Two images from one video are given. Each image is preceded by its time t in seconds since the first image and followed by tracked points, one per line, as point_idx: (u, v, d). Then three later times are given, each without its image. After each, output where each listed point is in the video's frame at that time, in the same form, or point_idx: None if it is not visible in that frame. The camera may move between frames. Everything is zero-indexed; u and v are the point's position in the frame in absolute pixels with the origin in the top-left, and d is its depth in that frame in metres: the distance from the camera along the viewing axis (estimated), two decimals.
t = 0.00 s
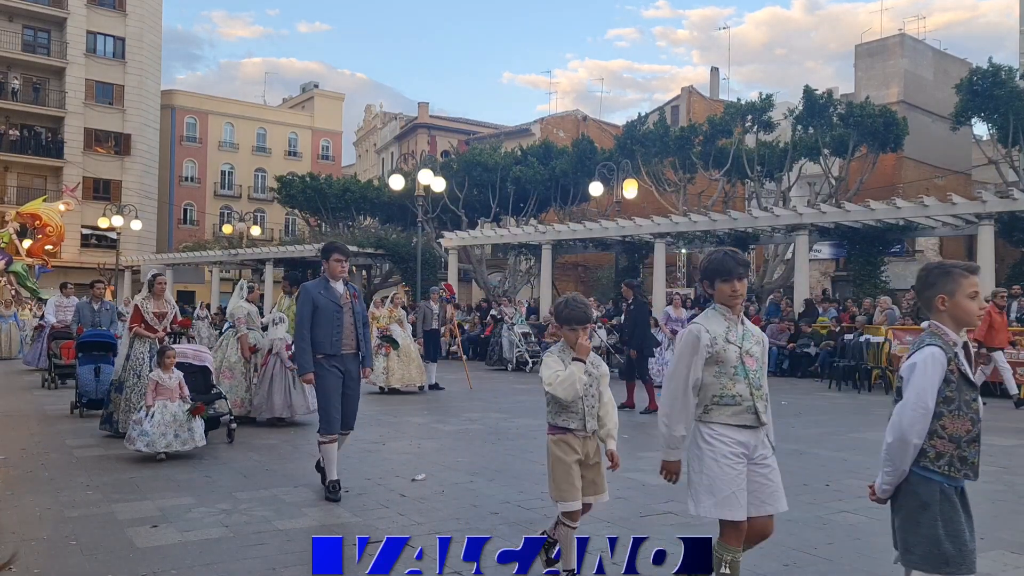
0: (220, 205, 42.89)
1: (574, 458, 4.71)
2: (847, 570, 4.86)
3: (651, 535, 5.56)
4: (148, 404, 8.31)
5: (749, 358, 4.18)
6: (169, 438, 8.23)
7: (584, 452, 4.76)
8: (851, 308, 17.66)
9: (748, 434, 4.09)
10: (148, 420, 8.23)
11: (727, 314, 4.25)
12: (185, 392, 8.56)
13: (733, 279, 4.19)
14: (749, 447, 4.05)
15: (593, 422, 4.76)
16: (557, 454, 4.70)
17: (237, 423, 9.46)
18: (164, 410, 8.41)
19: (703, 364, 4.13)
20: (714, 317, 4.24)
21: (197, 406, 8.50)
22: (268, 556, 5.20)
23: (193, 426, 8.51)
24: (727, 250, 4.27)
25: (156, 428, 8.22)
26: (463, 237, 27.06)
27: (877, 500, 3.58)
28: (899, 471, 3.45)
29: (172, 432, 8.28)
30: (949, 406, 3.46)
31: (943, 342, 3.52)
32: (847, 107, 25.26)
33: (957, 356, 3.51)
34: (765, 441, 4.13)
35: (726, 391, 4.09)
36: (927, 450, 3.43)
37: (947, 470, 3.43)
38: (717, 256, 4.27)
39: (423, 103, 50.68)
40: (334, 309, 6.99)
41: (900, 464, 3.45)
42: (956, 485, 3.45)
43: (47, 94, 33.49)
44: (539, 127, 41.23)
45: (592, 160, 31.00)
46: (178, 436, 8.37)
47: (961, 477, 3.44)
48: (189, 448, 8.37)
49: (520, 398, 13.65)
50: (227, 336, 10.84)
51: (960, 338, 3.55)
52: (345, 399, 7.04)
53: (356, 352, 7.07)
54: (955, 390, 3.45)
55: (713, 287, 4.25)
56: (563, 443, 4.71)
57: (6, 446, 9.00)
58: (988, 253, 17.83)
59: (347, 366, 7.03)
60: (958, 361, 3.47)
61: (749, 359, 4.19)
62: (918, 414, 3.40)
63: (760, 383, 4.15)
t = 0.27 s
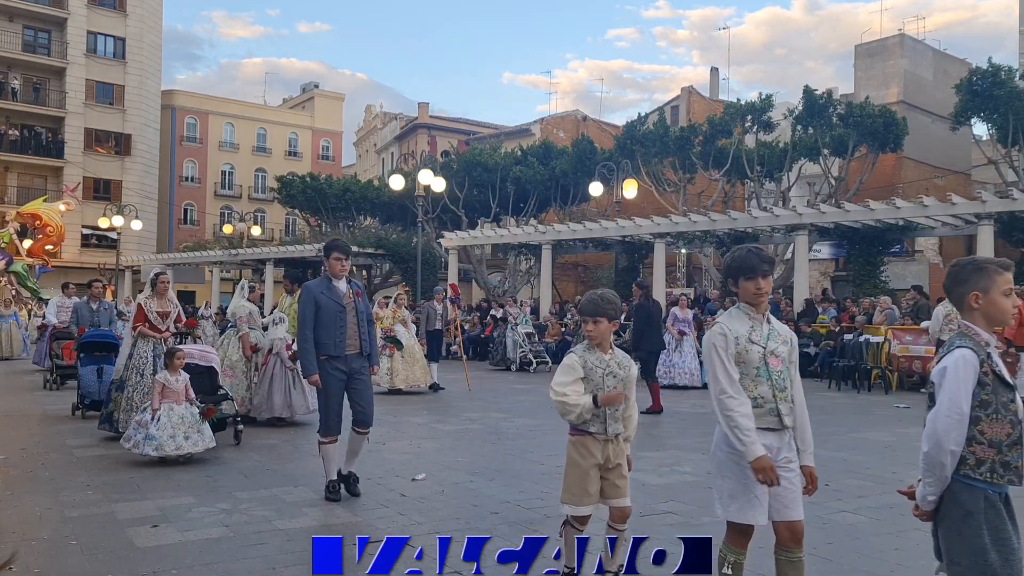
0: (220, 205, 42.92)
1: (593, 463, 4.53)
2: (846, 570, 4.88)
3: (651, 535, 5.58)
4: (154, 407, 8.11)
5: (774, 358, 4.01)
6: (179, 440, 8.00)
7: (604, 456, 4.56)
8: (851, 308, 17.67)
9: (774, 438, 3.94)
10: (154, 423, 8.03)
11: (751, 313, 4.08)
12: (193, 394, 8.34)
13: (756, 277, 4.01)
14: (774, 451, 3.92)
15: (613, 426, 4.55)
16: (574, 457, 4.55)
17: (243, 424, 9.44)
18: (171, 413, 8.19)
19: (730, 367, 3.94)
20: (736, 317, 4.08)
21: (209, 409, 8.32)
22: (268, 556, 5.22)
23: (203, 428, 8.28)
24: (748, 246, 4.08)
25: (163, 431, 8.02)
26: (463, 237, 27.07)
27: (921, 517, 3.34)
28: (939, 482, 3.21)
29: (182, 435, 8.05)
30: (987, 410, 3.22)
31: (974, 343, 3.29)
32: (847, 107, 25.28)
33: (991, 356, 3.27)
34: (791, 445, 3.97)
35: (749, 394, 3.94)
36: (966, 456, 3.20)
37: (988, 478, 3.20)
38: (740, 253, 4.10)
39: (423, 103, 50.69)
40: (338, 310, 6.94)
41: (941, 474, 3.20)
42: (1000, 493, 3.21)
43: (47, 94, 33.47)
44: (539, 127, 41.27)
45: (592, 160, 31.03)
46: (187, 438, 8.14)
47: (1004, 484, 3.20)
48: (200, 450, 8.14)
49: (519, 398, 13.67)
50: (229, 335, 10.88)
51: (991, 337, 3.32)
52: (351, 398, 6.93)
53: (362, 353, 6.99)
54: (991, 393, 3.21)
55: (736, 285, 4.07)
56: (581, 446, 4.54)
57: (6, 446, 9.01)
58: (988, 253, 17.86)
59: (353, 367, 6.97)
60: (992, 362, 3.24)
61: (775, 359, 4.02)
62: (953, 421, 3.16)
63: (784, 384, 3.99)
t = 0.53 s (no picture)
0: (220, 205, 42.93)
1: (628, 472, 4.40)
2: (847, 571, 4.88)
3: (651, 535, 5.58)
4: (164, 407, 8.02)
5: (813, 359, 3.95)
6: (184, 441, 7.89)
7: (641, 465, 4.43)
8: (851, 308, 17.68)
9: (811, 440, 3.89)
10: (163, 423, 7.94)
11: (788, 313, 4.03)
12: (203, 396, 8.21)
13: (791, 276, 3.97)
14: (813, 452, 3.87)
15: (648, 433, 4.43)
16: (609, 466, 4.43)
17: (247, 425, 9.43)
18: (182, 414, 8.09)
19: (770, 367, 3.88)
20: (772, 317, 4.03)
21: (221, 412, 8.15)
22: (269, 556, 5.23)
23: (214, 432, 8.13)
24: (782, 246, 4.05)
25: (171, 431, 7.93)
26: (463, 237, 27.06)
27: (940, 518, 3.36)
28: (963, 484, 3.23)
29: (190, 436, 7.94)
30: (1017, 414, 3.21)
31: (1006, 345, 3.27)
32: (847, 107, 25.29)
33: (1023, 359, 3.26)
34: (828, 448, 3.92)
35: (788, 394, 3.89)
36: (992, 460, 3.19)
37: (1014, 482, 3.19)
38: (775, 253, 4.05)
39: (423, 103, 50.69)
40: (344, 311, 6.83)
41: (965, 476, 3.22)
42: None
43: (47, 94, 33.47)
44: (539, 127, 41.28)
45: (592, 160, 31.04)
46: (195, 440, 8.02)
47: None
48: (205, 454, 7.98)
49: (519, 398, 13.68)
50: (229, 334, 10.86)
51: None
52: (354, 401, 6.80)
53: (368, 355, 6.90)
54: (1023, 397, 3.20)
55: (771, 286, 4.02)
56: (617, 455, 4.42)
57: (6, 446, 9.01)
58: (988, 253, 17.86)
59: (360, 369, 6.88)
60: None
61: (813, 360, 3.96)
62: (979, 424, 3.17)
63: (824, 385, 3.94)
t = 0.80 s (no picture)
0: (220, 205, 42.93)
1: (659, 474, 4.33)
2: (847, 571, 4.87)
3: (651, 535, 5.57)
4: (177, 411, 7.78)
5: (838, 359, 3.87)
6: (203, 446, 7.70)
7: (671, 467, 4.37)
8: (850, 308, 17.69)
9: (835, 441, 3.78)
10: (178, 428, 7.72)
11: (815, 313, 3.95)
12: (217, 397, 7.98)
13: (818, 276, 3.88)
14: (834, 454, 3.76)
15: (678, 437, 4.38)
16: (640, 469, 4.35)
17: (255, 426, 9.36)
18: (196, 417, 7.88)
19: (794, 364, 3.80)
20: (798, 316, 3.96)
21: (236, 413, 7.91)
22: (268, 556, 5.22)
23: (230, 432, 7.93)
24: (811, 246, 3.97)
25: (188, 435, 7.72)
26: (463, 237, 27.06)
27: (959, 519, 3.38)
28: (995, 485, 3.18)
29: (207, 440, 7.74)
30: None
31: None
32: (847, 107, 25.29)
33: None
34: (851, 450, 3.82)
35: (811, 393, 3.80)
36: None
37: None
38: (804, 251, 3.97)
39: (423, 103, 50.67)
40: (362, 313, 6.69)
41: (997, 478, 3.17)
42: None
43: (47, 94, 33.45)
44: (539, 127, 41.28)
45: (592, 160, 31.05)
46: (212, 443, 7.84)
47: None
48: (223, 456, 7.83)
49: (519, 398, 13.67)
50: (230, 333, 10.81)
51: None
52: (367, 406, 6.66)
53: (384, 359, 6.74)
54: None
55: (798, 284, 3.95)
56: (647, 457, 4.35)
57: (6, 446, 9.01)
58: (988, 253, 17.85)
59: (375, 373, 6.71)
60: None
61: (839, 361, 3.88)
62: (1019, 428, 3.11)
63: (849, 386, 3.84)
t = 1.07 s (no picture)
0: (220, 205, 42.93)
1: (694, 483, 4.18)
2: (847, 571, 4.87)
3: (651, 535, 5.57)
4: (193, 412, 7.63)
5: (855, 361, 3.84)
6: (221, 447, 7.55)
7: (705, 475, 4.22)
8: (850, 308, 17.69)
9: (849, 442, 3.76)
10: (195, 429, 7.56)
11: (834, 312, 3.92)
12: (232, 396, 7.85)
13: (840, 275, 3.83)
14: (847, 455, 3.74)
15: (710, 442, 4.23)
16: (675, 478, 4.18)
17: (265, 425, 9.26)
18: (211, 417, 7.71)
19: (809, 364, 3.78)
20: (816, 314, 3.92)
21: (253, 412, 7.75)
22: (269, 555, 5.21)
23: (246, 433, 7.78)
24: (834, 244, 3.91)
25: (205, 437, 7.55)
26: (463, 237, 27.06)
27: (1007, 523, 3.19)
28: None
29: (224, 441, 7.59)
30: None
31: None
32: (847, 107, 25.28)
33: None
34: (864, 453, 3.80)
35: (826, 394, 3.78)
36: None
37: None
38: (825, 249, 3.92)
39: (423, 103, 50.66)
40: (383, 309, 6.52)
41: None
42: None
43: (47, 93, 33.44)
44: (539, 127, 41.29)
45: (593, 160, 31.06)
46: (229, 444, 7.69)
47: None
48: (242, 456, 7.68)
49: (518, 398, 13.67)
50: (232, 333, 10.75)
51: None
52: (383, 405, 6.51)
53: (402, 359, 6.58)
54: None
55: (817, 283, 3.90)
56: (681, 466, 4.19)
57: (7, 446, 9.01)
58: (988, 253, 17.84)
59: (392, 373, 6.55)
60: None
61: (856, 362, 3.85)
62: None
63: (864, 387, 3.83)
